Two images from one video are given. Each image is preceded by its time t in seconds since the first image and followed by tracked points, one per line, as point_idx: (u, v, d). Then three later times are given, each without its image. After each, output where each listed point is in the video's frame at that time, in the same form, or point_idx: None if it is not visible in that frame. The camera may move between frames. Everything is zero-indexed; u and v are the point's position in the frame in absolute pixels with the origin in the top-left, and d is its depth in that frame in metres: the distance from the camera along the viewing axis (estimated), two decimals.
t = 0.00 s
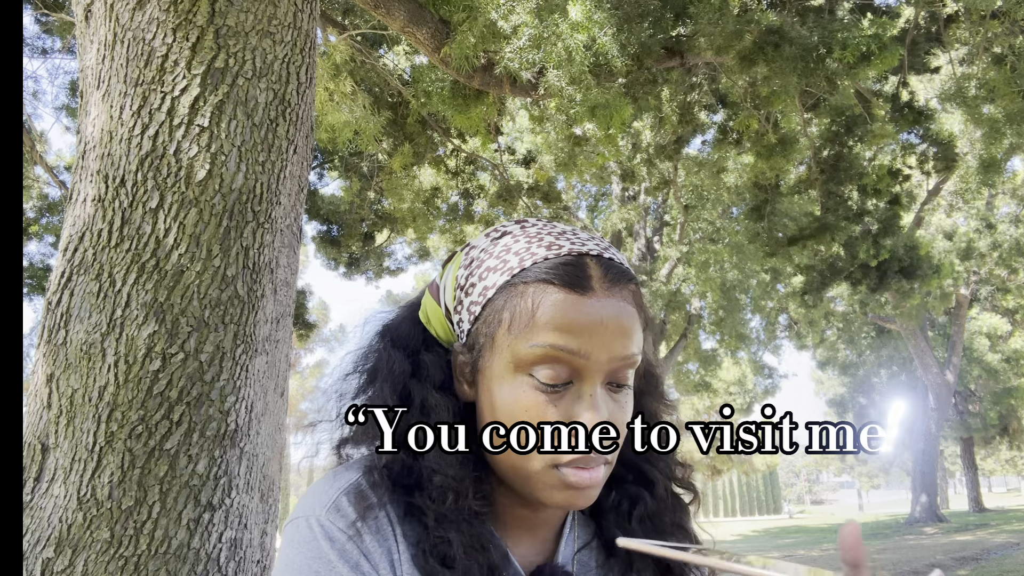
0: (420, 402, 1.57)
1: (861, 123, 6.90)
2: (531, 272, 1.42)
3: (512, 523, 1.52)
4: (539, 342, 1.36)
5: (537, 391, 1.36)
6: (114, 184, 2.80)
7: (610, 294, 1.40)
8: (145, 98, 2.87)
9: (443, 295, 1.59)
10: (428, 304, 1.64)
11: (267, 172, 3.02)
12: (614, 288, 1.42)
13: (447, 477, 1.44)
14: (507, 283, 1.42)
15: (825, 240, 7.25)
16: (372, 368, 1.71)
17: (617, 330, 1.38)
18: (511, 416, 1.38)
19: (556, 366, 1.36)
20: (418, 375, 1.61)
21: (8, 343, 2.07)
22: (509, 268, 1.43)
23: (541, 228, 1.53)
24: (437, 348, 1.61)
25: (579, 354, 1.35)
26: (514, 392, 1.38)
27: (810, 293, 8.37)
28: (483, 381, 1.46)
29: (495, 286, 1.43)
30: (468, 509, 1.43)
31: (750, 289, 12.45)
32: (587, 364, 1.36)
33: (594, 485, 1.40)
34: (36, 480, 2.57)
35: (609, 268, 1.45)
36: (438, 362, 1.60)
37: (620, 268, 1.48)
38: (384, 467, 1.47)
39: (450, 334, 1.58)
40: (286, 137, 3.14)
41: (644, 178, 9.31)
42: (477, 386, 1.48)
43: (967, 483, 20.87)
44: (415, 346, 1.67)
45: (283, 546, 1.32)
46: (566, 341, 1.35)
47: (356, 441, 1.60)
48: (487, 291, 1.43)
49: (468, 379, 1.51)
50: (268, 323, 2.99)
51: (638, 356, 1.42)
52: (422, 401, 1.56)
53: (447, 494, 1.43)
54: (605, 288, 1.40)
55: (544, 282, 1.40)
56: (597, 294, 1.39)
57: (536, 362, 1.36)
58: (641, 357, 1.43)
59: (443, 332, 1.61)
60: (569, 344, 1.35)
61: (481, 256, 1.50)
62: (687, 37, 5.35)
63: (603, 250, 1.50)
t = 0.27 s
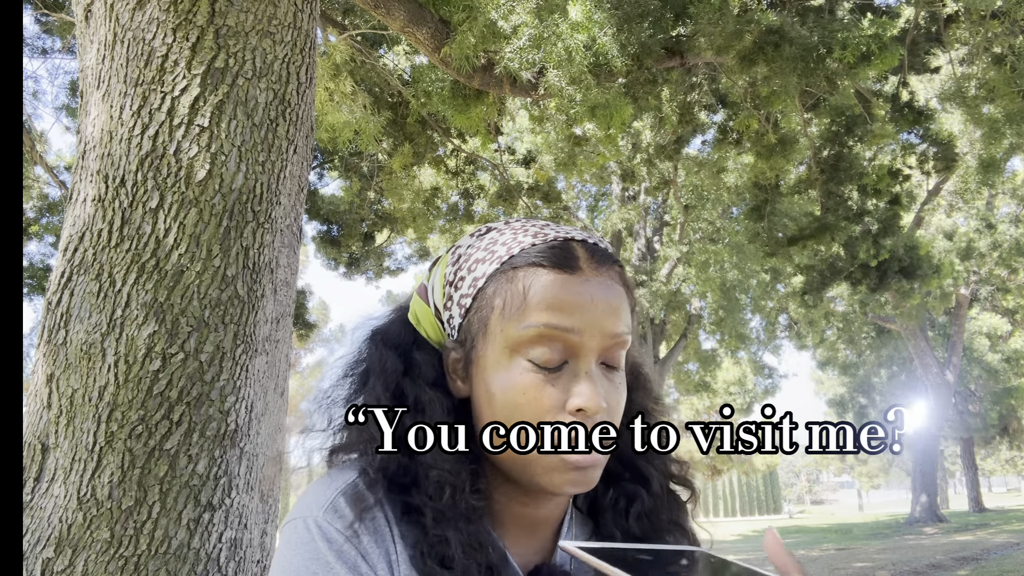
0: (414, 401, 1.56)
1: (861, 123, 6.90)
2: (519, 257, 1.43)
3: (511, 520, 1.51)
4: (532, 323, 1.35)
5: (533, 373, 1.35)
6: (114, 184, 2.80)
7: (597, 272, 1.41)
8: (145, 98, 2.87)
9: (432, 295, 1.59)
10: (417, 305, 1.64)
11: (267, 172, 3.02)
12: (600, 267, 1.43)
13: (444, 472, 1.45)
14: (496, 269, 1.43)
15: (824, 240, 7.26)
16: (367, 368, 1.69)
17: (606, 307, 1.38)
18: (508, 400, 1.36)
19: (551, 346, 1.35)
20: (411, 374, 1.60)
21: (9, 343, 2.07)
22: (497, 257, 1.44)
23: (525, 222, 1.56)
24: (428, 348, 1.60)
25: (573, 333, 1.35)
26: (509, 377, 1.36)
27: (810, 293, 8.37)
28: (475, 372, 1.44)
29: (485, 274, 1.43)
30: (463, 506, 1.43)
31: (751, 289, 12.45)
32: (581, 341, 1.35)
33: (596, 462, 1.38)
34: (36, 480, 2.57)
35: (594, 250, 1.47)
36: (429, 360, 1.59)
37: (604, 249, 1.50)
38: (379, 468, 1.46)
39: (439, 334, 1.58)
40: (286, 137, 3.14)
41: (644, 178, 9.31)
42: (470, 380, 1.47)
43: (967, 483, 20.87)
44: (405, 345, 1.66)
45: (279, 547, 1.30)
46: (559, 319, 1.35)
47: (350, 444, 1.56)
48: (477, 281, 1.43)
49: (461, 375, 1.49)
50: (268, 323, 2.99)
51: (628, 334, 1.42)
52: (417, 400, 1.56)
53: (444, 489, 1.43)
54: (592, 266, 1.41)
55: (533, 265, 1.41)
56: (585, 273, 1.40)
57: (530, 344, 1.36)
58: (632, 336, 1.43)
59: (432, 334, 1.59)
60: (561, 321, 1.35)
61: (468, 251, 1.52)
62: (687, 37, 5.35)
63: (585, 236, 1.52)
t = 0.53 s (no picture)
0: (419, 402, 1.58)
1: (861, 123, 6.90)
2: (516, 242, 1.57)
3: (513, 515, 1.57)
4: (543, 297, 1.51)
5: (551, 342, 1.49)
6: (114, 184, 2.80)
7: (590, 249, 1.59)
8: (145, 98, 2.87)
9: (427, 300, 1.65)
10: (409, 310, 1.67)
11: (267, 171, 3.02)
12: (591, 245, 1.61)
13: (450, 471, 1.48)
14: (498, 256, 1.55)
15: (824, 240, 7.27)
16: (362, 368, 1.68)
17: (603, 279, 1.56)
18: (531, 371, 1.49)
19: (563, 315, 1.51)
20: (414, 374, 1.62)
21: (8, 343, 2.06)
22: (492, 247, 1.57)
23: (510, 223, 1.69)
24: (428, 353, 1.62)
25: (581, 301, 1.51)
26: (528, 351, 1.50)
27: (810, 293, 8.38)
28: (484, 358, 1.54)
29: (485, 264, 1.55)
30: (465, 508, 1.45)
31: (751, 289, 12.45)
32: (589, 311, 1.52)
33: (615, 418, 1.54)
34: (36, 480, 2.57)
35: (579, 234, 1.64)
36: (431, 363, 1.62)
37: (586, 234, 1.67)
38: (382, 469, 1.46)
39: (436, 337, 1.63)
40: (286, 137, 3.14)
41: (643, 178, 9.31)
42: (476, 371, 1.56)
43: (967, 483, 20.87)
44: (404, 346, 1.66)
45: (279, 543, 1.30)
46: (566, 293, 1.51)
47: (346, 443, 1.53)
48: (478, 271, 1.55)
49: (464, 370, 1.57)
50: (268, 323, 2.99)
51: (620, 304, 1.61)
52: (421, 400, 1.58)
53: (452, 489, 1.46)
54: (584, 245, 1.58)
55: (531, 249, 1.56)
56: (581, 252, 1.57)
57: (544, 316, 1.51)
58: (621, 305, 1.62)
59: (430, 339, 1.63)
60: (570, 294, 1.51)
61: (462, 250, 1.62)
62: (687, 37, 5.35)
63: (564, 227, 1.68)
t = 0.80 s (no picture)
0: (416, 393, 1.57)
1: (861, 123, 6.89)
2: (503, 239, 1.63)
3: (513, 512, 1.56)
4: (531, 282, 1.52)
5: (540, 322, 1.48)
6: (114, 184, 2.80)
7: (575, 246, 1.64)
8: (145, 98, 2.87)
9: (418, 303, 1.71)
10: (401, 313, 1.71)
11: (267, 171, 3.02)
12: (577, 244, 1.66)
13: (450, 457, 1.48)
14: (486, 252, 1.61)
15: (824, 240, 7.27)
16: (357, 364, 1.65)
17: (590, 271, 1.58)
18: (521, 351, 1.46)
19: (551, 298, 1.51)
20: (410, 369, 1.62)
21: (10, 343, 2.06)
22: (480, 245, 1.63)
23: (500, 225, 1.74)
24: (422, 352, 1.65)
25: (568, 283, 1.53)
26: (517, 332, 1.48)
27: (810, 293, 8.39)
28: (477, 349, 1.54)
29: (474, 260, 1.60)
30: (465, 497, 1.45)
31: (750, 289, 12.46)
32: (577, 296, 1.52)
33: (613, 401, 1.43)
34: (36, 480, 2.57)
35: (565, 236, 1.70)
36: (426, 360, 1.62)
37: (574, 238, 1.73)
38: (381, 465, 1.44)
39: (429, 336, 1.67)
40: (286, 137, 3.14)
41: (643, 178, 9.31)
42: (469, 364, 1.56)
43: (967, 483, 20.89)
44: (400, 345, 1.67)
45: (280, 546, 1.27)
46: (553, 277, 1.53)
47: (343, 442, 1.52)
48: (468, 267, 1.60)
49: (458, 364, 1.58)
50: (268, 323, 2.99)
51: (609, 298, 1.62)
52: (416, 392, 1.58)
53: (452, 474, 1.46)
54: (569, 241, 1.64)
55: (518, 244, 1.61)
56: (567, 246, 1.61)
57: (532, 299, 1.51)
58: (614, 303, 1.62)
59: (422, 339, 1.67)
60: (557, 278, 1.53)
61: (454, 252, 1.68)
62: (687, 37, 5.35)
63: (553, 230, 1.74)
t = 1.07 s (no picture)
0: (412, 389, 1.56)
1: (861, 123, 6.88)
2: (494, 241, 1.67)
3: (512, 510, 1.56)
4: (520, 280, 1.56)
5: (528, 318, 1.52)
6: (114, 184, 2.79)
7: (565, 246, 1.68)
8: (145, 98, 2.87)
9: (416, 309, 1.76)
10: (401, 319, 1.75)
11: (267, 171, 3.02)
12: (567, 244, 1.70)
13: (446, 448, 1.47)
14: (477, 253, 1.65)
15: (825, 240, 7.28)
16: (357, 364, 1.64)
17: (579, 268, 1.62)
18: (509, 344, 1.49)
19: (539, 295, 1.55)
20: (406, 367, 1.61)
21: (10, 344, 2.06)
22: (471, 248, 1.67)
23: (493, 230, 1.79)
24: (418, 353, 1.66)
25: (555, 280, 1.57)
26: (506, 327, 1.51)
27: (810, 293, 8.40)
28: (469, 348, 1.57)
29: (465, 261, 1.65)
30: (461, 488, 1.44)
31: (750, 289, 12.46)
32: (565, 292, 1.56)
33: (600, 394, 1.44)
34: (36, 480, 2.57)
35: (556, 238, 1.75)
36: (423, 363, 1.62)
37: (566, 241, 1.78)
38: (377, 459, 1.43)
39: (425, 340, 1.70)
40: (286, 137, 3.14)
41: (643, 178, 9.31)
42: (463, 363, 1.59)
43: (967, 483, 20.90)
44: (396, 347, 1.66)
45: (279, 549, 1.27)
46: (541, 275, 1.57)
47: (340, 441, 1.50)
48: (459, 269, 1.64)
49: (453, 364, 1.61)
50: (268, 323, 2.99)
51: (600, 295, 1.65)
52: (412, 388, 1.56)
53: (448, 464, 1.45)
54: (559, 241, 1.68)
55: (508, 245, 1.66)
56: (556, 246, 1.66)
57: (520, 296, 1.55)
58: (604, 304, 1.66)
59: (419, 342, 1.70)
60: (545, 275, 1.57)
61: (447, 256, 1.72)
62: (687, 37, 5.35)
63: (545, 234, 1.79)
